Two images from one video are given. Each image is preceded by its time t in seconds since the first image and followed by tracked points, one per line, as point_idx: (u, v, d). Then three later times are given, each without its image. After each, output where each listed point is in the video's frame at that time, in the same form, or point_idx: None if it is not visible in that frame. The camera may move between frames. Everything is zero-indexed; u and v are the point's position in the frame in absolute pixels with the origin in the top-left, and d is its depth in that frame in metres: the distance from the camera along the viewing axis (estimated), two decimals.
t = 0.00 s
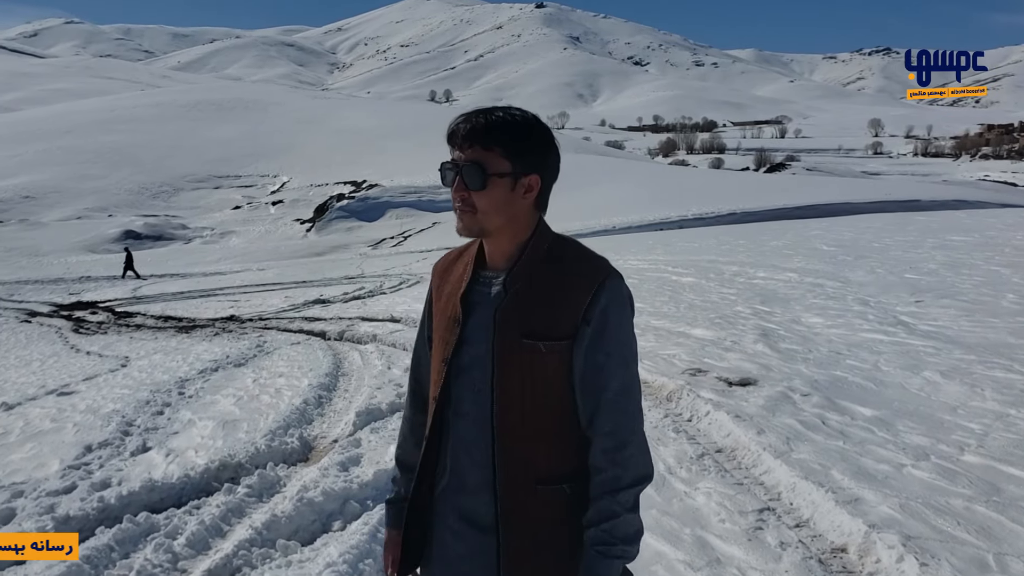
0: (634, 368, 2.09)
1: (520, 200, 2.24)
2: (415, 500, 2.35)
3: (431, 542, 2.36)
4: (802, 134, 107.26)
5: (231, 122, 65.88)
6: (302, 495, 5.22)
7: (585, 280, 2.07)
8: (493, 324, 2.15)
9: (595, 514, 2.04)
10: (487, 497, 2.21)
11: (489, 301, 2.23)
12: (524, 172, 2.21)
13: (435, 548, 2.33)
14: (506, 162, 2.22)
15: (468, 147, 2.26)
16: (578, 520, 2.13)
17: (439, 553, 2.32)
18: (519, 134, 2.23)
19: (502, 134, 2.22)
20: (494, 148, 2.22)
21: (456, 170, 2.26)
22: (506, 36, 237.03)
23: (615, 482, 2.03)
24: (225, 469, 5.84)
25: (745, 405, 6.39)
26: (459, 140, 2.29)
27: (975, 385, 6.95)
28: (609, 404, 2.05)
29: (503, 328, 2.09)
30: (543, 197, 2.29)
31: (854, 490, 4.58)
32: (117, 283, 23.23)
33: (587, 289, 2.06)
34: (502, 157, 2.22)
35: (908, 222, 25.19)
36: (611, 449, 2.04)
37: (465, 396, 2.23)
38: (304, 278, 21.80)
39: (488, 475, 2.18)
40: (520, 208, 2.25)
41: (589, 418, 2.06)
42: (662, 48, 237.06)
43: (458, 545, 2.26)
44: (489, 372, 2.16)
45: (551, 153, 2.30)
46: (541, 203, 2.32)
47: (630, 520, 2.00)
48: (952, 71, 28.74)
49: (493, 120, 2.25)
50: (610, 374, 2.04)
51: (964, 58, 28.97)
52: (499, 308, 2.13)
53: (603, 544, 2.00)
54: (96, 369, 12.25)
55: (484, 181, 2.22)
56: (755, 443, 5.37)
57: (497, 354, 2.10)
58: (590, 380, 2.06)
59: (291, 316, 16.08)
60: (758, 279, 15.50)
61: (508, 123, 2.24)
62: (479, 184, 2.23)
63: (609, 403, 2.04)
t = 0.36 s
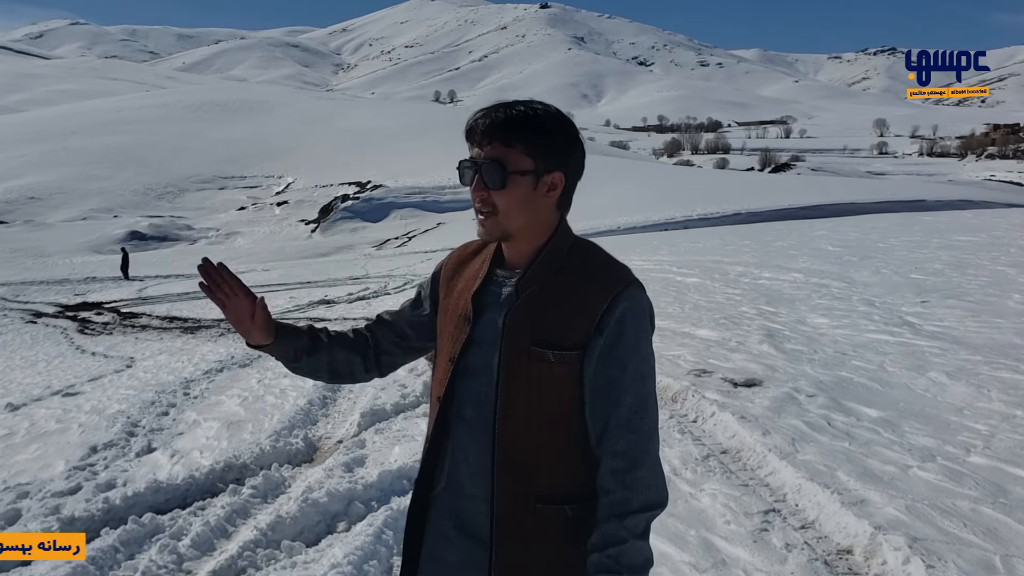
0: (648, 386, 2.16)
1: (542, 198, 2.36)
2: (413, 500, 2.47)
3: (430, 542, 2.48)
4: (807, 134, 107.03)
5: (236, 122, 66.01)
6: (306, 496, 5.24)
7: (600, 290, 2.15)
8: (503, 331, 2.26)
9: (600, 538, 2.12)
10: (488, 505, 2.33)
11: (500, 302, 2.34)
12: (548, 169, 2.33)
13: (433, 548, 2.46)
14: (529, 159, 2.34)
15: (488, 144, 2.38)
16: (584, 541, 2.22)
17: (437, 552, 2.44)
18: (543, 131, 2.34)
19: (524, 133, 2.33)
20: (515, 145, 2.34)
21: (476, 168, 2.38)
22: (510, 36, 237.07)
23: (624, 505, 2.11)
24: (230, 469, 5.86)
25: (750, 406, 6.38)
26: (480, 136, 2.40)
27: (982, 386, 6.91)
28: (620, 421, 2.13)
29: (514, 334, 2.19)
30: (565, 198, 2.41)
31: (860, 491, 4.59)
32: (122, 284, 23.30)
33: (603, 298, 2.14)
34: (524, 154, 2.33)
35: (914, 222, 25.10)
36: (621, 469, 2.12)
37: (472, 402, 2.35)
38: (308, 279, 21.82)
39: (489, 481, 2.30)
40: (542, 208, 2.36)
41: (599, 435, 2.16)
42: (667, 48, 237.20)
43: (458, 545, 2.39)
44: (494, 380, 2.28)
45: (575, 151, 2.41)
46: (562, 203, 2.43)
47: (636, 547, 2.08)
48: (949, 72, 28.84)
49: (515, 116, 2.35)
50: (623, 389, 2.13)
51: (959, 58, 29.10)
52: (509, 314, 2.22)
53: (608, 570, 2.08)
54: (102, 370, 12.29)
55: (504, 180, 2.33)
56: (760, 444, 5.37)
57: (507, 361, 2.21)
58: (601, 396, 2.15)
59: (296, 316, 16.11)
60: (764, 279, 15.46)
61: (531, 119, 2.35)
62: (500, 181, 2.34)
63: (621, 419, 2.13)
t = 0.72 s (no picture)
0: (662, 388, 2.23)
1: (557, 198, 2.39)
2: (417, 504, 2.48)
3: (435, 546, 2.48)
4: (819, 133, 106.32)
5: (248, 122, 66.37)
6: (319, 495, 5.28)
7: (617, 291, 2.21)
8: (516, 334, 2.29)
9: (616, 540, 2.17)
10: (498, 509, 2.36)
11: (512, 301, 2.37)
12: (563, 169, 2.35)
13: (437, 552, 2.47)
14: (544, 159, 2.36)
15: (502, 144, 2.39)
16: (596, 544, 2.26)
17: (443, 554, 2.45)
18: (557, 131, 2.36)
19: (540, 133, 2.35)
20: (531, 144, 2.36)
21: (489, 167, 2.39)
22: (522, 35, 237.06)
23: (640, 508, 2.16)
24: (243, 469, 5.91)
25: (763, 405, 6.37)
26: (493, 135, 2.41)
27: (996, 387, 6.84)
28: (636, 425, 2.19)
29: (530, 336, 2.22)
30: (577, 198, 2.45)
31: (873, 492, 4.61)
32: (136, 283, 23.49)
33: (621, 301, 2.19)
34: (540, 153, 2.36)
35: (928, 221, 24.85)
36: (638, 472, 2.17)
37: (483, 404, 2.37)
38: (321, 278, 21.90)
39: (503, 484, 2.32)
40: (556, 207, 2.39)
41: (614, 438, 2.21)
42: (679, 46, 236.95)
43: (466, 549, 2.40)
44: (511, 381, 2.30)
45: (588, 150, 2.45)
46: (574, 203, 2.47)
47: (652, 549, 2.13)
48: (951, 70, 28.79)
49: (529, 114, 2.37)
50: (640, 393, 2.19)
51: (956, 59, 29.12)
52: (525, 316, 2.26)
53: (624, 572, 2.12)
54: (116, 369, 12.39)
55: (519, 179, 2.35)
56: (773, 444, 5.38)
57: (523, 363, 2.23)
58: (619, 399, 2.20)
59: (309, 315, 16.19)
60: (777, 279, 15.35)
61: (548, 117, 2.37)
62: (514, 181, 2.35)
63: (638, 422, 2.18)
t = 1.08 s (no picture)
0: (678, 393, 2.24)
1: (567, 197, 2.37)
2: (432, 502, 2.48)
3: (446, 544, 2.48)
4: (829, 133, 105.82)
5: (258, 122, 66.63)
6: (330, 494, 5.29)
7: (632, 293, 2.21)
8: (532, 336, 2.29)
9: (639, 541, 2.21)
10: (510, 509, 2.35)
11: (528, 302, 2.37)
12: (575, 168, 2.34)
13: (450, 551, 2.45)
14: (555, 158, 2.35)
15: (513, 145, 2.39)
16: (615, 546, 2.27)
17: (457, 555, 2.44)
18: (569, 131, 2.36)
19: (556, 133, 2.35)
20: (542, 144, 2.35)
21: (499, 169, 2.39)
22: (532, 35, 237.15)
23: (660, 509, 2.20)
24: (254, 467, 5.94)
25: (774, 407, 6.33)
26: (504, 136, 2.41)
27: (1009, 388, 6.76)
28: (654, 428, 2.21)
29: (546, 338, 2.23)
30: (590, 199, 2.43)
31: (883, 492, 4.58)
32: (146, 283, 23.64)
33: (637, 304, 2.20)
34: (550, 153, 2.35)
35: (940, 221, 24.64)
36: (658, 474, 2.20)
37: (497, 406, 2.36)
38: (330, 278, 21.95)
39: (518, 485, 2.31)
40: (567, 208, 2.37)
41: (632, 440, 2.22)
42: (689, 46, 237.00)
43: (480, 549, 2.40)
44: (526, 384, 2.30)
45: (599, 150, 2.44)
46: (586, 204, 2.45)
47: (673, 550, 2.18)
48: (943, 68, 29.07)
49: (538, 116, 2.38)
50: (658, 397, 2.20)
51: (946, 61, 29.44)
52: (541, 319, 2.26)
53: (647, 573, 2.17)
54: (127, 368, 12.48)
55: (530, 179, 2.34)
56: (783, 445, 5.37)
57: (539, 366, 2.23)
58: (636, 402, 2.21)
59: (319, 315, 16.24)
60: (787, 279, 15.25)
61: (560, 118, 2.37)
62: (524, 182, 2.35)
63: (656, 426, 2.20)
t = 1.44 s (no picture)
0: (734, 392, 2.14)
1: (627, 197, 2.27)
2: (485, 501, 2.38)
3: (499, 544, 2.38)
4: (884, 131, 102.82)
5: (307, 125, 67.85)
6: (380, 491, 5.27)
7: (688, 294, 2.11)
8: (589, 335, 2.18)
9: (691, 542, 2.11)
10: (565, 510, 2.25)
11: (585, 302, 2.27)
12: (635, 168, 2.24)
13: (502, 555, 2.37)
14: (615, 158, 2.25)
15: (572, 146, 2.28)
16: (668, 547, 2.17)
17: (510, 556, 2.34)
18: (633, 132, 2.26)
19: (615, 133, 2.24)
20: (602, 144, 2.25)
21: (557, 171, 2.29)
22: (580, 35, 237.14)
23: (713, 510, 2.09)
24: (306, 464, 5.99)
25: (826, 409, 6.69)
26: (562, 138, 2.31)
27: None
28: (709, 429, 2.11)
29: (602, 339, 2.12)
30: (647, 197, 2.33)
31: (939, 497, 4.92)
32: (201, 283, 24.30)
33: (694, 304, 2.10)
34: (610, 153, 2.25)
35: (1003, 220, 23.55)
36: (712, 475, 2.10)
37: (552, 406, 2.26)
38: (379, 278, 22.21)
39: (573, 487, 2.21)
40: (626, 208, 2.28)
41: (688, 441, 2.12)
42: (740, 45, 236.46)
43: (533, 551, 2.29)
44: (581, 384, 2.21)
45: (658, 148, 2.32)
46: (643, 203, 2.35)
47: (726, 551, 2.08)
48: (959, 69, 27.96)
49: (596, 116, 2.28)
50: (714, 398, 2.09)
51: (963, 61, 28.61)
52: (599, 318, 2.15)
53: (700, 574, 2.07)
54: (182, 366, 12.82)
55: (590, 179, 2.24)
56: (837, 447, 5.77)
57: (593, 365, 2.13)
58: (692, 402, 2.11)
59: (368, 314, 16.44)
60: (839, 280, 14.75)
61: (620, 119, 2.27)
62: (584, 182, 2.25)
63: (712, 427, 2.10)
